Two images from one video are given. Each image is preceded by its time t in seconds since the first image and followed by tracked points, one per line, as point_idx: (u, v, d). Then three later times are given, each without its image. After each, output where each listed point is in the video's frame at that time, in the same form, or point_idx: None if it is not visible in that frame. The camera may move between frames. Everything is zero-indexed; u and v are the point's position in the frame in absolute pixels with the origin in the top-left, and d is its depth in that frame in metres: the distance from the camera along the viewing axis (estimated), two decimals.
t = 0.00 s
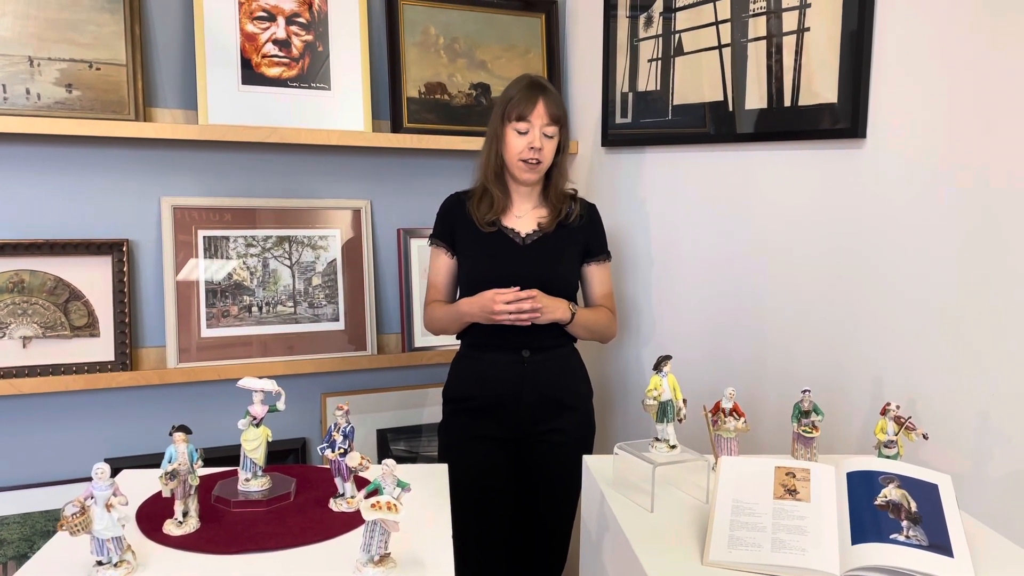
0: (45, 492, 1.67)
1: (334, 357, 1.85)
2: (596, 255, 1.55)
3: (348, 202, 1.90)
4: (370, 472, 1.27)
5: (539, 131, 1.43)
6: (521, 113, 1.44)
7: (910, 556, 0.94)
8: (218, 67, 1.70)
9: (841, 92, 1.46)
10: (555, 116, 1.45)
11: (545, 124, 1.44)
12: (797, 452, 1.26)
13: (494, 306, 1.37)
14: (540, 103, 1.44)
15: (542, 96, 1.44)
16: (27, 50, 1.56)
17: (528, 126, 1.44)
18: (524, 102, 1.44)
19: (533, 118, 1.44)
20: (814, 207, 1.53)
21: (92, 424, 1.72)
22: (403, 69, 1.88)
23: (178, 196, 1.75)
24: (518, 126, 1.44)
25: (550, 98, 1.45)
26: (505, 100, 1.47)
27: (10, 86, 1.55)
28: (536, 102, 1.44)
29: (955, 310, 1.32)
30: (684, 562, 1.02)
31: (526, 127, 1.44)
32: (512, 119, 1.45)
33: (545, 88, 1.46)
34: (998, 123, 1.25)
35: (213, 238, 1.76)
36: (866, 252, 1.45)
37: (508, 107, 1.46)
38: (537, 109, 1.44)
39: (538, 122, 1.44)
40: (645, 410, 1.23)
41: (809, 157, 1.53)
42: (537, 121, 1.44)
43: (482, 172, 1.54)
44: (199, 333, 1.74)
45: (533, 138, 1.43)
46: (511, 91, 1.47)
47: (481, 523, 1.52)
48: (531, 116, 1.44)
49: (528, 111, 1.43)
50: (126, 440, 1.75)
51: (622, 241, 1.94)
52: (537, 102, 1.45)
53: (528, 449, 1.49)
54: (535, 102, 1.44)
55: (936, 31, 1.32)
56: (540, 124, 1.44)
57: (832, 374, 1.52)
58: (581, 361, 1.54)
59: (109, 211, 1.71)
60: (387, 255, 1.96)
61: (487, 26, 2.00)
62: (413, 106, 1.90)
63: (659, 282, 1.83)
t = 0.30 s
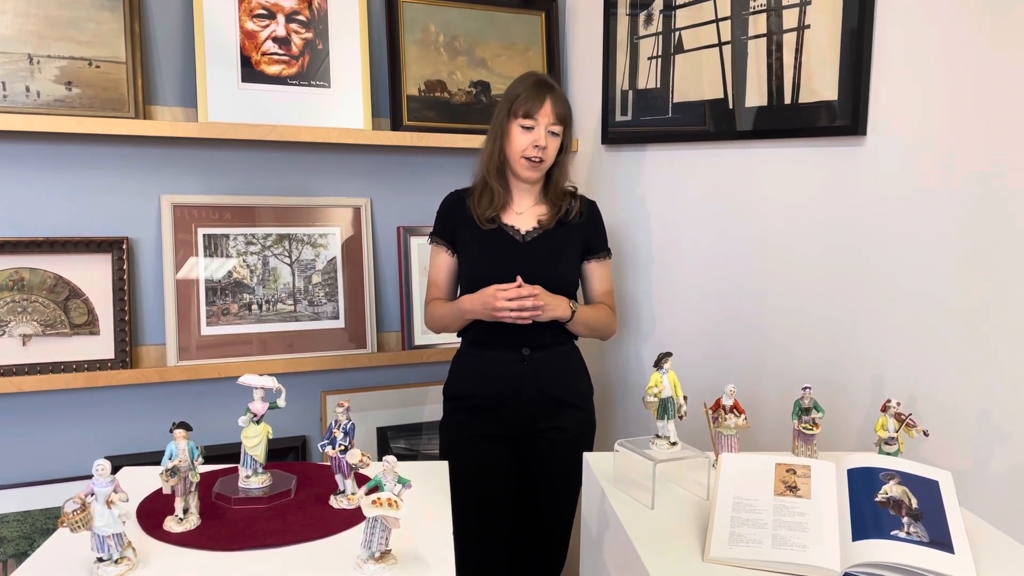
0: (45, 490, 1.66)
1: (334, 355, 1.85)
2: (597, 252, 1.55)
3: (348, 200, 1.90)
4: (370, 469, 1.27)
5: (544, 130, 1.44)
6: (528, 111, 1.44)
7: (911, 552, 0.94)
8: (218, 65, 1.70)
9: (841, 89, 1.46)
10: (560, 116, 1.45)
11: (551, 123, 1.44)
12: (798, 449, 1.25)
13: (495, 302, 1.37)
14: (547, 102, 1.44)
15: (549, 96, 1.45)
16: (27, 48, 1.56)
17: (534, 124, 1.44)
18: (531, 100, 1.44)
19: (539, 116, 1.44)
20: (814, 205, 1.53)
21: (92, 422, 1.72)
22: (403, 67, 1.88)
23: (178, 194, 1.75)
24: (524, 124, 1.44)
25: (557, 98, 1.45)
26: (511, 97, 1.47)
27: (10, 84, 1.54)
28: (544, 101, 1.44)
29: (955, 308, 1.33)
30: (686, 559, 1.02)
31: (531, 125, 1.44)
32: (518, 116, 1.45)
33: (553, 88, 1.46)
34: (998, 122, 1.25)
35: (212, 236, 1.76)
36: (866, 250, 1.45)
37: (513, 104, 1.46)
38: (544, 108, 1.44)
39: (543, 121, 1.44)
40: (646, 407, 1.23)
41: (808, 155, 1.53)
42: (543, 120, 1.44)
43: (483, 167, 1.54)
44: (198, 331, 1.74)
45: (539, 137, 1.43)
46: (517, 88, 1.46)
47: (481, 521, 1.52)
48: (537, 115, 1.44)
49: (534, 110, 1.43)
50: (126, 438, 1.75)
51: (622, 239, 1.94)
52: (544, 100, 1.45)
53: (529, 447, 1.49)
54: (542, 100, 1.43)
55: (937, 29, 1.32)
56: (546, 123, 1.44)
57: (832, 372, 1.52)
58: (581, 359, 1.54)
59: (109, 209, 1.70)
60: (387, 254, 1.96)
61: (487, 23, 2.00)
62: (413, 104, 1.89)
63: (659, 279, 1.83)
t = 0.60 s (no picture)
0: (44, 488, 1.66)
1: (334, 352, 1.85)
2: (597, 251, 1.55)
3: (348, 197, 1.90)
4: (371, 466, 1.27)
5: (546, 128, 1.43)
6: (529, 108, 1.44)
7: (912, 550, 0.94)
8: (218, 62, 1.69)
9: (842, 87, 1.46)
10: (562, 114, 1.45)
11: (552, 120, 1.44)
12: (798, 447, 1.26)
13: (495, 301, 1.37)
14: (548, 100, 1.44)
15: (552, 93, 1.45)
16: (26, 45, 1.56)
17: (536, 122, 1.44)
18: (534, 97, 1.43)
19: (540, 114, 1.43)
20: (815, 202, 1.52)
21: (92, 420, 1.72)
22: (403, 64, 1.88)
23: (178, 192, 1.75)
24: (525, 121, 1.44)
25: (558, 95, 1.45)
26: (513, 95, 1.47)
27: (9, 81, 1.54)
28: (545, 98, 1.44)
29: (955, 306, 1.33)
30: (687, 556, 1.02)
31: (533, 123, 1.44)
32: (520, 114, 1.45)
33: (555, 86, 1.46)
34: (997, 122, 1.26)
35: (213, 233, 1.76)
36: (866, 248, 1.45)
37: (515, 102, 1.46)
38: (545, 105, 1.44)
39: (544, 119, 1.44)
40: (646, 405, 1.23)
41: (809, 152, 1.53)
42: (544, 117, 1.44)
43: (485, 165, 1.54)
44: (198, 329, 1.74)
45: (541, 135, 1.42)
46: (519, 86, 1.46)
47: (481, 518, 1.52)
48: (539, 112, 1.43)
49: (535, 107, 1.43)
50: (126, 436, 1.75)
51: (622, 237, 1.94)
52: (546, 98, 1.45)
53: (529, 445, 1.49)
54: (543, 98, 1.43)
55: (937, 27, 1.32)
56: (547, 120, 1.44)
57: (833, 369, 1.52)
58: (581, 357, 1.53)
59: (108, 207, 1.70)
60: (387, 252, 1.96)
61: (488, 21, 1.99)
62: (413, 102, 1.89)
63: (659, 278, 1.83)
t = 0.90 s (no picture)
0: (46, 484, 1.66)
1: (335, 348, 1.85)
2: (600, 247, 1.55)
3: (350, 193, 1.90)
4: (373, 461, 1.27)
5: (541, 121, 1.43)
6: (523, 102, 1.44)
7: (916, 543, 0.94)
8: (219, 58, 1.69)
9: (844, 81, 1.46)
10: (558, 106, 1.44)
11: (547, 113, 1.44)
12: (800, 441, 1.26)
13: (498, 289, 1.36)
14: (542, 93, 1.44)
15: (546, 86, 1.44)
16: (27, 40, 1.55)
17: (530, 116, 1.43)
18: (528, 91, 1.44)
19: (534, 107, 1.43)
20: (817, 197, 1.52)
21: (93, 416, 1.72)
22: (404, 60, 1.87)
23: (179, 187, 1.75)
24: (521, 116, 1.44)
25: (552, 88, 1.44)
26: (510, 91, 1.47)
27: (10, 77, 1.54)
28: (538, 91, 1.44)
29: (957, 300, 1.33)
30: (691, 549, 1.02)
31: (529, 117, 1.44)
32: (515, 109, 1.46)
33: (550, 78, 1.45)
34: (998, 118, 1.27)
35: (214, 229, 1.76)
36: (867, 243, 1.45)
37: (511, 98, 1.46)
38: (538, 98, 1.43)
39: (539, 112, 1.43)
40: (650, 399, 1.23)
41: (811, 147, 1.53)
42: (539, 110, 1.43)
43: (489, 163, 1.54)
44: (199, 325, 1.74)
45: (535, 128, 1.42)
46: (515, 82, 1.47)
47: (482, 513, 1.52)
48: (533, 105, 1.43)
49: (529, 100, 1.43)
50: (127, 431, 1.75)
51: (623, 232, 1.93)
52: (540, 91, 1.44)
53: (530, 440, 1.49)
54: (536, 91, 1.43)
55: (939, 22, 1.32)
56: (542, 113, 1.43)
57: (834, 363, 1.52)
58: (583, 353, 1.54)
59: (109, 202, 1.70)
60: (388, 247, 1.96)
61: (489, 16, 1.99)
62: (415, 97, 1.89)
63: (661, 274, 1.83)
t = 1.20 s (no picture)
0: (46, 479, 1.66)
1: (335, 343, 1.85)
2: (600, 243, 1.54)
3: (349, 188, 1.89)
4: (374, 455, 1.27)
5: (537, 114, 1.43)
6: (518, 96, 1.44)
7: (916, 535, 0.94)
8: (218, 52, 1.69)
9: (845, 75, 1.45)
10: (553, 98, 1.44)
11: (543, 106, 1.43)
12: (801, 434, 1.26)
13: (494, 286, 1.35)
14: (536, 86, 1.44)
15: (541, 79, 1.44)
16: (26, 34, 1.55)
17: (526, 110, 1.43)
18: (522, 85, 1.43)
19: (529, 101, 1.43)
20: (817, 191, 1.52)
21: (93, 411, 1.72)
22: (404, 54, 1.87)
23: (178, 182, 1.75)
24: (516, 110, 1.44)
25: (547, 81, 1.44)
26: (505, 86, 1.47)
27: (9, 71, 1.53)
28: (533, 84, 1.43)
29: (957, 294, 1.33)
30: (691, 542, 1.02)
31: (525, 111, 1.44)
32: (511, 104, 1.46)
33: (544, 70, 1.45)
34: (998, 112, 1.27)
35: (214, 224, 1.75)
36: (867, 236, 1.45)
37: (506, 93, 1.46)
38: (533, 91, 1.43)
39: (535, 106, 1.43)
40: (650, 392, 1.23)
41: (811, 141, 1.53)
42: (534, 104, 1.43)
43: (489, 159, 1.55)
44: (199, 321, 1.74)
45: (531, 122, 1.42)
46: (510, 77, 1.47)
47: (482, 508, 1.52)
48: (529, 99, 1.43)
49: (524, 94, 1.43)
50: (127, 426, 1.75)
51: (623, 228, 1.93)
52: (535, 84, 1.44)
53: (530, 434, 1.50)
54: (531, 84, 1.43)
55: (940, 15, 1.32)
56: (537, 107, 1.43)
57: (834, 358, 1.52)
58: (583, 348, 1.53)
59: (109, 197, 1.70)
60: (388, 243, 1.96)
61: (489, 11, 1.99)
62: (414, 92, 1.88)
63: (661, 269, 1.83)
